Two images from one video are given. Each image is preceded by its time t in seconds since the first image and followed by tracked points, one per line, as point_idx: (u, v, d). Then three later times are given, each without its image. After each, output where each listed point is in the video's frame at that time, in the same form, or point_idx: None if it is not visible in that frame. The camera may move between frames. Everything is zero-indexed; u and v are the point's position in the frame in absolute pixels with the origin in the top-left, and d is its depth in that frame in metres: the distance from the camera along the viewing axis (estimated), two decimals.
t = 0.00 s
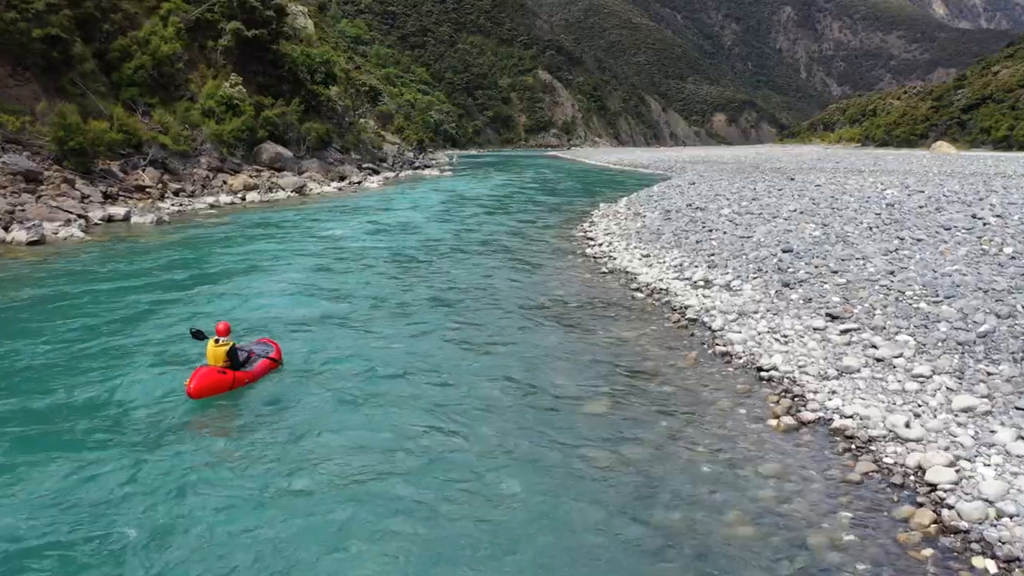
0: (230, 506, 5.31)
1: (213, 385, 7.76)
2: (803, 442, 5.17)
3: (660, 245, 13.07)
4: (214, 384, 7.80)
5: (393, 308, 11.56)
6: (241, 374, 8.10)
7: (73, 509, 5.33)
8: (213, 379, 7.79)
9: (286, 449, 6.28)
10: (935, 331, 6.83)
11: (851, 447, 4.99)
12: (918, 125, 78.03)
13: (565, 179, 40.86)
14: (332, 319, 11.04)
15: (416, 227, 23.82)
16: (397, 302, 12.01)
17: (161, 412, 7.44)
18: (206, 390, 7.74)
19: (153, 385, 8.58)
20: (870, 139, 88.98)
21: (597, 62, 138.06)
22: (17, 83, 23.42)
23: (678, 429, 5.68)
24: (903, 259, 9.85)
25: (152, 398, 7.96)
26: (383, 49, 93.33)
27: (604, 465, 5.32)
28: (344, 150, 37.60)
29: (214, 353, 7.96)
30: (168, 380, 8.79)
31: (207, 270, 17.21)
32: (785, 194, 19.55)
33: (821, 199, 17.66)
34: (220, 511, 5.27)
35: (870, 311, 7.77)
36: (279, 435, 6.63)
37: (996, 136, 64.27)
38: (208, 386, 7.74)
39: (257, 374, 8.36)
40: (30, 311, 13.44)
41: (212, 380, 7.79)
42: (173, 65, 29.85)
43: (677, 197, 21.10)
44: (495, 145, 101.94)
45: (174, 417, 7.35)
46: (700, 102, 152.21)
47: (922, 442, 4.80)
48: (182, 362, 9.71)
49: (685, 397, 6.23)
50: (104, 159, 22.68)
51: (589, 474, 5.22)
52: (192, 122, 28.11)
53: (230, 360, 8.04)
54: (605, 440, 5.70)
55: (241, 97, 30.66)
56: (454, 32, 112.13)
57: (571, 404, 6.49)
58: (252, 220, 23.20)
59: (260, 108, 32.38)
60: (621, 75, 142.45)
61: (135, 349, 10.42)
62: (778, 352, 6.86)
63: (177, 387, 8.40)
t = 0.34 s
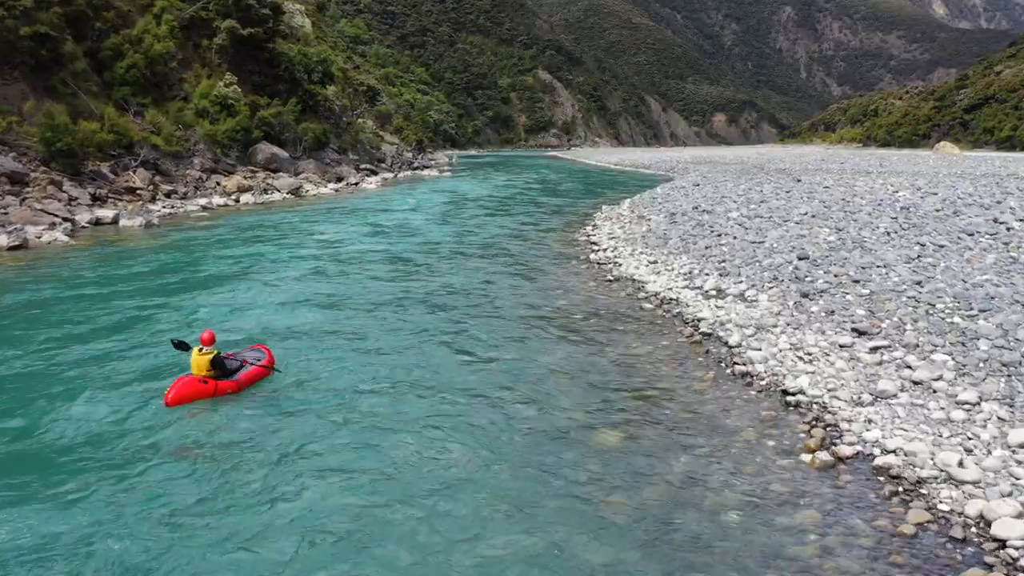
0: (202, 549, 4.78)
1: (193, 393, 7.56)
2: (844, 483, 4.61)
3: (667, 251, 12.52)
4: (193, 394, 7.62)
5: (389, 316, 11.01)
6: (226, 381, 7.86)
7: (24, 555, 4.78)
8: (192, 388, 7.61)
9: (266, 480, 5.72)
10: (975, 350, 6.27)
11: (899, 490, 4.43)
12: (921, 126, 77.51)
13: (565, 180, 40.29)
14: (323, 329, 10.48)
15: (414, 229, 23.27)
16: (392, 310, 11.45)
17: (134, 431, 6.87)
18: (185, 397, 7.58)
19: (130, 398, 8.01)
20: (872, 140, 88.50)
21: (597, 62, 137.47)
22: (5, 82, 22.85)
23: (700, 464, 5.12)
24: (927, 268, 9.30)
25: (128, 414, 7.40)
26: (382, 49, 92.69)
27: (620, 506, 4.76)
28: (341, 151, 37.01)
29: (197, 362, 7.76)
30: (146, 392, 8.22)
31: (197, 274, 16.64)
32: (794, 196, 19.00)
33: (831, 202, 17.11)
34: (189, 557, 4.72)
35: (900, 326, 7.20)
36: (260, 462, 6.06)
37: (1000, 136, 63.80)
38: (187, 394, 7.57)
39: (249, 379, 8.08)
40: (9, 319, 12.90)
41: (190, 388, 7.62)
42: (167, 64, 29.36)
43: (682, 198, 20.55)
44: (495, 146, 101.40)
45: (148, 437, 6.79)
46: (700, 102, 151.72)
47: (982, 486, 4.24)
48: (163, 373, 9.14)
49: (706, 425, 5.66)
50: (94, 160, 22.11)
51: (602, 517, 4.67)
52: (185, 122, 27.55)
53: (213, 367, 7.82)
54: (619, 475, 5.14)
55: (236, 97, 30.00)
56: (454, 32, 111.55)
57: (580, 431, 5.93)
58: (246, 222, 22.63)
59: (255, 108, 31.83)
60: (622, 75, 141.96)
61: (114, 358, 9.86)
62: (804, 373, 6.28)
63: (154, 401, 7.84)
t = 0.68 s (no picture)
0: None
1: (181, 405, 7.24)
2: (897, 537, 4.03)
3: (675, 257, 11.97)
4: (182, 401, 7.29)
5: (383, 326, 10.42)
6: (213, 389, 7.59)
7: None
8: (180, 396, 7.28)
9: (240, 520, 5.15)
10: None
11: (962, 547, 3.85)
12: (923, 126, 77.02)
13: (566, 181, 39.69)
14: (313, 340, 9.89)
15: (412, 231, 22.69)
16: (387, 319, 10.87)
17: (102, 455, 6.31)
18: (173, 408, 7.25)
19: (102, 415, 7.43)
20: (874, 140, 88.03)
21: (598, 62, 136.85)
22: None
23: (728, 507, 4.55)
24: (956, 277, 8.74)
25: (97, 434, 6.82)
26: (382, 49, 92.06)
27: (639, 556, 4.18)
28: (339, 152, 36.41)
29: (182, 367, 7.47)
30: (120, 407, 7.63)
31: (186, 279, 16.07)
32: (803, 198, 18.43)
33: (842, 205, 16.54)
34: None
35: (935, 343, 6.62)
36: (235, 498, 5.48)
37: (1004, 136, 63.23)
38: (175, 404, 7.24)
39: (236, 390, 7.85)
40: None
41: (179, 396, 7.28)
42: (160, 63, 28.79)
43: (687, 201, 19.98)
44: (495, 146, 100.84)
45: (118, 460, 6.23)
46: (700, 103, 151.27)
47: None
48: (140, 386, 8.55)
49: (730, 461, 5.08)
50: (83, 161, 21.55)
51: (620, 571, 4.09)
52: (179, 122, 26.98)
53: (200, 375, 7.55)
54: (636, 520, 4.55)
55: (231, 96, 29.41)
56: (453, 32, 111.00)
57: (590, 464, 5.35)
58: (239, 224, 22.06)
59: (251, 107, 31.27)
60: (622, 75, 141.49)
61: (90, 368, 9.28)
62: (836, 399, 5.70)
63: (127, 418, 7.25)
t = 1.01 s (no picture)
0: None
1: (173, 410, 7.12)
2: None
3: (685, 265, 11.40)
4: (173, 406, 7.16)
5: (376, 339, 9.81)
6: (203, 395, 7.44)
7: None
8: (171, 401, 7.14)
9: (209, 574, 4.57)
10: None
11: None
12: (925, 127, 76.49)
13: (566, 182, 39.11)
14: (301, 355, 9.28)
15: (410, 235, 22.12)
16: (381, 331, 10.26)
17: (65, 487, 5.76)
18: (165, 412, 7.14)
19: (64, 440, 6.79)
20: (876, 141, 87.52)
21: (598, 62, 136.30)
22: None
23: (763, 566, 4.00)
24: (988, 290, 8.17)
25: (63, 462, 6.27)
26: (381, 49, 91.48)
27: None
28: (336, 153, 35.80)
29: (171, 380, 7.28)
30: (87, 430, 7.00)
31: (173, 286, 15.45)
32: (813, 202, 17.85)
33: (855, 209, 15.96)
34: None
35: (978, 367, 6.06)
36: (201, 545, 4.87)
37: (1006, 137, 62.66)
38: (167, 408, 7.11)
39: (224, 398, 7.75)
40: None
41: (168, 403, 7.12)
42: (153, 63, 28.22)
43: (693, 204, 19.42)
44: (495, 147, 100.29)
45: (81, 493, 5.68)
46: (700, 103, 150.82)
47: None
48: (112, 403, 7.93)
49: (764, 509, 4.51)
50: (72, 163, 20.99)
51: None
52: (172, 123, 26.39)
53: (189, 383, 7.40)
54: None
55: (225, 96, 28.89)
56: (453, 32, 110.45)
57: (604, 509, 4.79)
58: (232, 228, 21.47)
59: (246, 108, 30.72)
60: (622, 75, 141.01)
61: (64, 383, 8.70)
62: (876, 433, 5.13)
63: (92, 442, 6.63)
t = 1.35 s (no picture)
0: None
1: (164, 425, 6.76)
2: None
3: (695, 276, 10.77)
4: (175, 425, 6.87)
5: (368, 357, 9.17)
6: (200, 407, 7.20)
7: None
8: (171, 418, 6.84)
9: None
10: None
11: None
12: (928, 128, 75.86)
13: (566, 185, 38.41)
14: (286, 374, 8.63)
15: (407, 240, 21.46)
16: (374, 347, 9.63)
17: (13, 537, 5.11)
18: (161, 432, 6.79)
19: (19, 472, 6.14)
20: (877, 141, 86.94)
21: (598, 62, 135.55)
22: None
23: None
24: None
25: (16, 500, 5.64)
26: (380, 49, 90.77)
27: None
28: (333, 155, 35.14)
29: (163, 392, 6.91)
30: (44, 460, 6.35)
31: (157, 295, 14.80)
32: (826, 207, 17.21)
33: (869, 215, 15.30)
34: None
35: None
36: None
37: (1011, 138, 61.91)
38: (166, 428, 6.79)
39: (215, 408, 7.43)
40: None
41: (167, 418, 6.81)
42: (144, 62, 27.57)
43: (700, 209, 18.79)
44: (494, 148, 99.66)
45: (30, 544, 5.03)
46: (700, 104, 150.25)
47: None
48: (75, 426, 7.27)
49: None
50: (58, 165, 20.33)
51: None
52: (163, 124, 25.77)
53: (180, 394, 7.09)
54: None
55: (219, 97, 28.26)
56: (452, 32, 109.81)
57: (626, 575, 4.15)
58: (223, 233, 20.82)
59: (240, 108, 30.07)
60: (621, 76, 140.42)
61: (31, 402, 8.06)
62: (934, 484, 4.48)
63: (47, 475, 5.98)
